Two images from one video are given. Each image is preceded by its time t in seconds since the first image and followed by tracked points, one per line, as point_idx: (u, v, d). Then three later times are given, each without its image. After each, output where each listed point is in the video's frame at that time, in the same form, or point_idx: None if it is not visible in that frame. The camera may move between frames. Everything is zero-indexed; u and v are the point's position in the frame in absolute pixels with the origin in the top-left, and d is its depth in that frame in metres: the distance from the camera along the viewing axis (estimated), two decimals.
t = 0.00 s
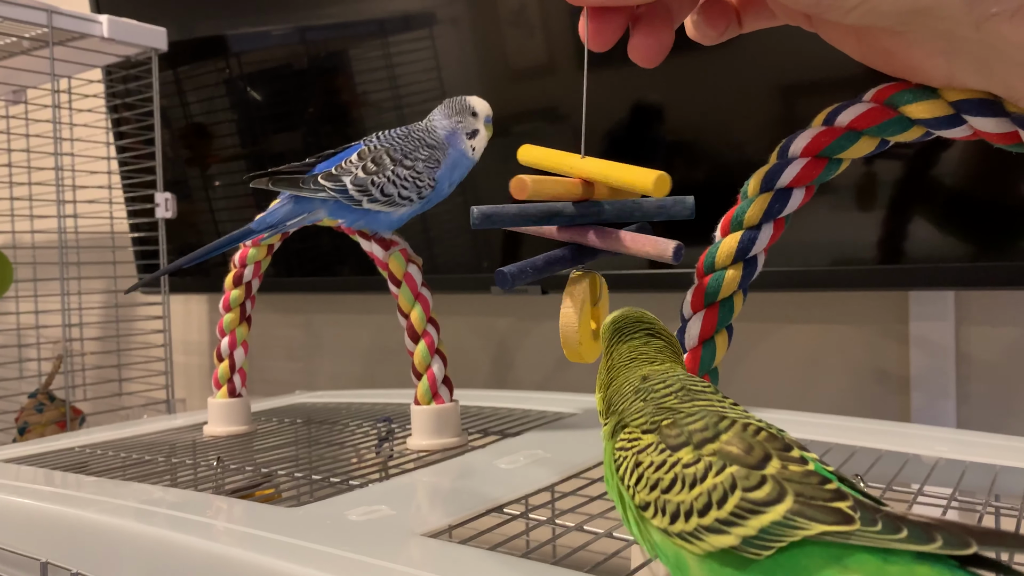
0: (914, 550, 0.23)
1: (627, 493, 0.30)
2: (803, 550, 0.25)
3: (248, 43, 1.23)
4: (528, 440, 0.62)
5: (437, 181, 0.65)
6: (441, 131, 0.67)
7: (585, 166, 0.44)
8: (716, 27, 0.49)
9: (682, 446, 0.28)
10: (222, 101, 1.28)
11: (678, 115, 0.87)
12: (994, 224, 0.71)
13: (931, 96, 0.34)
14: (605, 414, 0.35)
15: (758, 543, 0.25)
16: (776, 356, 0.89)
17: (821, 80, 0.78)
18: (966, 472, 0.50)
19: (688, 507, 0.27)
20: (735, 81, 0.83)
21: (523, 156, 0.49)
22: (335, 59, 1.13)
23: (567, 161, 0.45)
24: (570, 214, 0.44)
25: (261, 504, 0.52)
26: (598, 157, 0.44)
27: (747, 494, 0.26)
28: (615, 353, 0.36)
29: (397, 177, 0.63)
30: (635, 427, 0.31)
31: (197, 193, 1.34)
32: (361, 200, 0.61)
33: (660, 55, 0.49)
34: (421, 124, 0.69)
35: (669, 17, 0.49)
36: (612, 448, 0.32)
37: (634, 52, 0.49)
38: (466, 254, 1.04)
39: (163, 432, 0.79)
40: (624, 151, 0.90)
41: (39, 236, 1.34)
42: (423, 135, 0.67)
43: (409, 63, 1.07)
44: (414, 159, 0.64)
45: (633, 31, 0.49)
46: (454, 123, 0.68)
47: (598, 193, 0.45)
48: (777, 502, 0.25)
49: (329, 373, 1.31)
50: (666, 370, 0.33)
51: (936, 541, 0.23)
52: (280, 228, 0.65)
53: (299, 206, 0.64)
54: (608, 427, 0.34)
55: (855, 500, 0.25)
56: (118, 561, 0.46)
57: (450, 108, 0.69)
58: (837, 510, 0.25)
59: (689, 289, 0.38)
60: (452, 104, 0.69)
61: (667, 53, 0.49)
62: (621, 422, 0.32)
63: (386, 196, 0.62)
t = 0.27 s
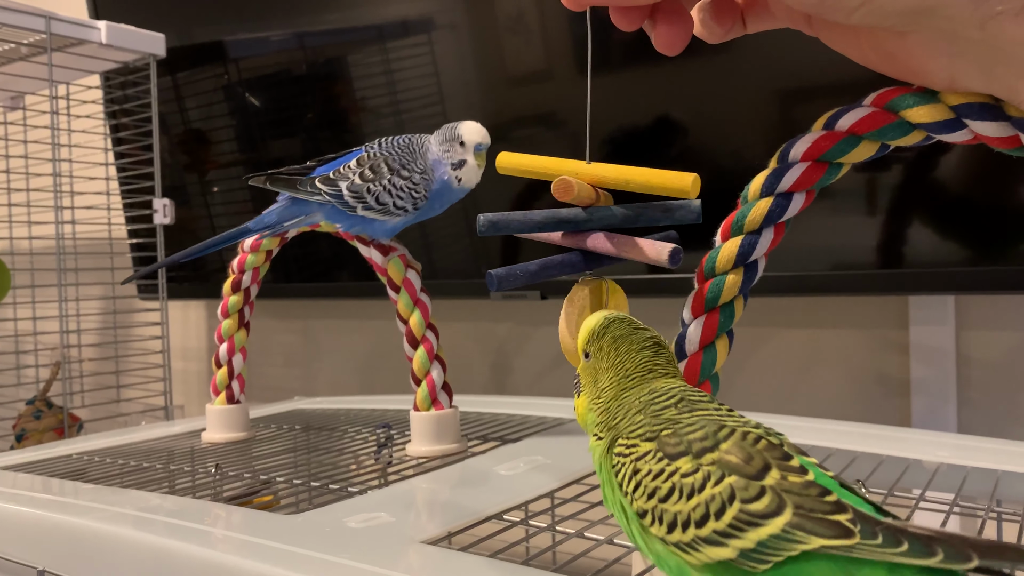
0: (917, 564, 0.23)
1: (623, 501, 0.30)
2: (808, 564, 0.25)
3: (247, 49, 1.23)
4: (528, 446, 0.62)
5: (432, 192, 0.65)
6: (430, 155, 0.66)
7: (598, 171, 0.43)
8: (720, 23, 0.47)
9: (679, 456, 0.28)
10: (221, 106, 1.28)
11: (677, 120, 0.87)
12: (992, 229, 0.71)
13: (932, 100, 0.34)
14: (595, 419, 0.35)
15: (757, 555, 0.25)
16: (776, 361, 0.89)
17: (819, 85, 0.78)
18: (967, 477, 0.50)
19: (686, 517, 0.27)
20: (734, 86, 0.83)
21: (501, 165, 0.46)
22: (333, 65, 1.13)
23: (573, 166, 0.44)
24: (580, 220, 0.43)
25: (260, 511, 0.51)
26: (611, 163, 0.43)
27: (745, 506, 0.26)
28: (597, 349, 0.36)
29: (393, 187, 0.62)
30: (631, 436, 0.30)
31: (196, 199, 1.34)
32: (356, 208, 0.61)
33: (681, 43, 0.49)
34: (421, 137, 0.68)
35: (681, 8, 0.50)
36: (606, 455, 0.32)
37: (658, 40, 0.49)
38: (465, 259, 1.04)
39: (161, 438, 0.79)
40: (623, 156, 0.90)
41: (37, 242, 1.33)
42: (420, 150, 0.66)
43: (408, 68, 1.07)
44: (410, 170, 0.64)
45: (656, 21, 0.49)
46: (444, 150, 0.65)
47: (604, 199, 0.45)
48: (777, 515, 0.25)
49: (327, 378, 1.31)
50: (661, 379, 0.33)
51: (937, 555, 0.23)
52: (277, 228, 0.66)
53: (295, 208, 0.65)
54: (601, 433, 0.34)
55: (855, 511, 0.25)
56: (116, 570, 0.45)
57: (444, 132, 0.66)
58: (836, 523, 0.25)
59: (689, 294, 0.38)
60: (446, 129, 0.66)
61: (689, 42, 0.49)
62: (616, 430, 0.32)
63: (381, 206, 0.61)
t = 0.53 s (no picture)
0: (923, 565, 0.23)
1: (626, 507, 0.30)
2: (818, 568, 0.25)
3: (246, 52, 1.23)
4: (527, 449, 0.62)
5: (431, 195, 0.64)
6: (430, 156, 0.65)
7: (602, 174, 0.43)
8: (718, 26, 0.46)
9: (681, 462, 0.28)
10: (219, 109, 1.28)
11: (676, 123, 0.87)
12: (992, 231, 0.71)
13: (933, 102, 0.33)
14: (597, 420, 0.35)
15: (763, 562, 0.25)
16: (775, 364, 0.89)
17: (818, 87, 0.78)
18: (969, 480, 0.50)
19: (690, 525, 0.27)
20: (733, 89, 0.83)
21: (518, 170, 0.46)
22: (332, 67, 1.13)
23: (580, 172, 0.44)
24: (584, 223, 0.43)
25: (258, 515, 0.51)
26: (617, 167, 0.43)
27: (749, 512, 0.26)
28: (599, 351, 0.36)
29: (393, 189, 0.62)
30: (634, 444, 0.30)
31: (194, 202, 1.34)
32: (355, 209, 0.61)
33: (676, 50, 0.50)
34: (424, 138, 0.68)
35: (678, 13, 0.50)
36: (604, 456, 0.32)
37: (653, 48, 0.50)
38: (464, 262, 1.04)
39: (160, 442, 0.78)
40: (622, 158, 0.90)
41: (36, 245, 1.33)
42: (421, 151, 0.66)
43: (407, 71, 1.07)
44: (410, 171, 0.64)
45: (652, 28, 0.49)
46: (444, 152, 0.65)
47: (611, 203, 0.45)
48: (780, 520, 0.25)
49: (326, 381, 1.31)
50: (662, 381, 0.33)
51: (943, 556, 0.22)
52: (276, 232, 0.66)
53: (294, 211, 0.65)
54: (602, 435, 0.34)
55: (859, 512, 0.25)
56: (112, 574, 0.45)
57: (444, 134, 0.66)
58: (841, 526, 0.24)
59: (690, 296, 0.38)
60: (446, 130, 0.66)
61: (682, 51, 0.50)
62: (614, 432, 0.32)
63: (381, 208, 0.61)
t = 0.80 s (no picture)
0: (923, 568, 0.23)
1: (624, 515, 0.30)
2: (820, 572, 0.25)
3: (244, 53, 1.23)
4: (526, 451, 0.62)
5: (431, 198, 0.64)
6: (429, 161, 0.65)
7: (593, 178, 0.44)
8: (710, 30, 0.46)
9: (680, 470, 0.28)
10: (218, 110, 1.28)
11: (674, 125, 0.87)
12: (991, 233, 0.71)
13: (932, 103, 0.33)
14: (601, 428, 0.34)
15: (762, 568, 0.25)
16: (774, 365, 0.89)
17: (817, 89, 0.78)
18: (968, 481, 0.50)
19: (689, 532, 0.27)
20: (731, 90, 0.83)
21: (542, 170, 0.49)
22: (331, 69, 1.13)
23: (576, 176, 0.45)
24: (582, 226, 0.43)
25: (257, 517, 0.51)
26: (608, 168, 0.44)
27: (747, 518, 0.26)
28: (605, 359, 0.33)
29: (392, 191, 0.62)
30: (635, 452, 0.30)
31: (193, 203, 1.34)
32: (355, 211, 0.61)
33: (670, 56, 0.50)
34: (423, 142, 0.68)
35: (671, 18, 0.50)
36: (617, 471, 0.31)
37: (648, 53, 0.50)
38: (463, 263, 1.04)
39: (158, 443, 0.78)
40: (621, 160, 0.90)
41: (34, 246, 1.33)
42: (420, 154, 0.66)
43: (406, 73, 1.07)
44: (409, 174, 0.64)
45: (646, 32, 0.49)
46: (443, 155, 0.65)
47: (611, 204, 0.45)
48: (779, 526, 0.25)
49: (325, 383, 1.31)
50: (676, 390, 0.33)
51: (942, 557, 0.22)
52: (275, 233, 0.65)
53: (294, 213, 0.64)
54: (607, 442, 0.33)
55: (858, 515, 0.25)
56: None
57: (444, 137, 0.66)
58: (841, 530, 0.24)
59: (689, 298, 0.38)
60: (448, 131, 0.66)
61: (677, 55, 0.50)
62: (628, 444, 0.31)
63: (380, 210, 0.61)
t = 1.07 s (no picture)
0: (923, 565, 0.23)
1: (624, 512, 0.30)
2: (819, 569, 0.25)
3: (243, 53, 1.23)
4: (526, 450, 0.62)
5: (432, 198, 0.63)
6: (449, 169, 0.66)
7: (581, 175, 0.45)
8: (707, 32, 0.46)
9: (680, 466, 0.28)
10: (217, 110, 1.28)
11: (673, 124, 0.87)
12: (990, 232, 0.71)
13: (932, 103, 0.33)
14: (603, 427, 0.34)
15: (762, 565, 0.25)
16: (775, 364, 0.89)
17: (816, 89, 0.78)
18: (967, 480, 0.50)
19: (688, 529, 0.27)
20: (731, 90, 0.83)
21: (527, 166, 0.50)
22: (330, 68, 1.13)
23: (563, 174, 0.46)
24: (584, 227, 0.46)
25: (257, 516, 0.51)
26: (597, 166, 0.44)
27: (747, 515, 0.26)
28: (603, 358, 0.33)
29: (394, 190, 0.61)
30: (635, 450, 0.30)
31: (192, 203, 1.34)
32: (355, 210, 0.60)
33: (666, 57, 0.50)
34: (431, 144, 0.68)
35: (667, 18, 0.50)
36: (618, 469, 0.31)
37: (643, 54, 0.50)
38: (463, 262, 1.04)
39: (158, 443, 0.78)
40: (620, 160, 0.90)
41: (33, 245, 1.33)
42: (426, 154, 0.65)
43: (405, 73, 1.07)
44: (412, 173, 0.63)
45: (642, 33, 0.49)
46: (466, 170, 0.67)
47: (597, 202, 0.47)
48: (778, 522, 0.25)
49: (324, 382, 1.31)
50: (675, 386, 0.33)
51: (942, 554, 0.22)
52: (274, 232, 0.66)
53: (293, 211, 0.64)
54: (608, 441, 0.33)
55: (857, 512, 0.25)
56: None
57: (468, 153, 0.68)
58: (840, 526, 0.24)
59: (689, 298, 0.38)
60: (473, 149, 0.68)
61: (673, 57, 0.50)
62: (629, 441, 0.31)
63: (381, 209, 0.61)
